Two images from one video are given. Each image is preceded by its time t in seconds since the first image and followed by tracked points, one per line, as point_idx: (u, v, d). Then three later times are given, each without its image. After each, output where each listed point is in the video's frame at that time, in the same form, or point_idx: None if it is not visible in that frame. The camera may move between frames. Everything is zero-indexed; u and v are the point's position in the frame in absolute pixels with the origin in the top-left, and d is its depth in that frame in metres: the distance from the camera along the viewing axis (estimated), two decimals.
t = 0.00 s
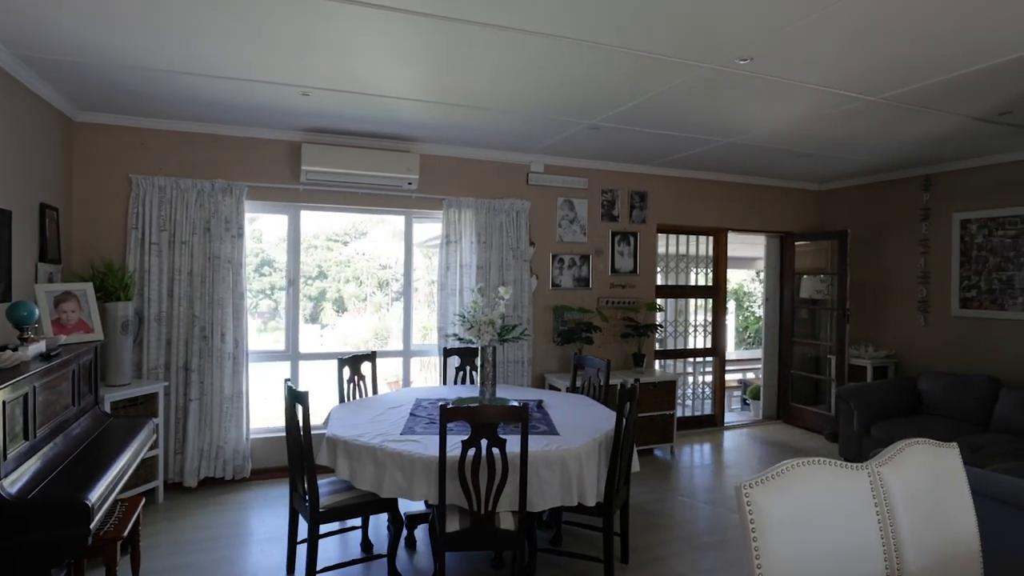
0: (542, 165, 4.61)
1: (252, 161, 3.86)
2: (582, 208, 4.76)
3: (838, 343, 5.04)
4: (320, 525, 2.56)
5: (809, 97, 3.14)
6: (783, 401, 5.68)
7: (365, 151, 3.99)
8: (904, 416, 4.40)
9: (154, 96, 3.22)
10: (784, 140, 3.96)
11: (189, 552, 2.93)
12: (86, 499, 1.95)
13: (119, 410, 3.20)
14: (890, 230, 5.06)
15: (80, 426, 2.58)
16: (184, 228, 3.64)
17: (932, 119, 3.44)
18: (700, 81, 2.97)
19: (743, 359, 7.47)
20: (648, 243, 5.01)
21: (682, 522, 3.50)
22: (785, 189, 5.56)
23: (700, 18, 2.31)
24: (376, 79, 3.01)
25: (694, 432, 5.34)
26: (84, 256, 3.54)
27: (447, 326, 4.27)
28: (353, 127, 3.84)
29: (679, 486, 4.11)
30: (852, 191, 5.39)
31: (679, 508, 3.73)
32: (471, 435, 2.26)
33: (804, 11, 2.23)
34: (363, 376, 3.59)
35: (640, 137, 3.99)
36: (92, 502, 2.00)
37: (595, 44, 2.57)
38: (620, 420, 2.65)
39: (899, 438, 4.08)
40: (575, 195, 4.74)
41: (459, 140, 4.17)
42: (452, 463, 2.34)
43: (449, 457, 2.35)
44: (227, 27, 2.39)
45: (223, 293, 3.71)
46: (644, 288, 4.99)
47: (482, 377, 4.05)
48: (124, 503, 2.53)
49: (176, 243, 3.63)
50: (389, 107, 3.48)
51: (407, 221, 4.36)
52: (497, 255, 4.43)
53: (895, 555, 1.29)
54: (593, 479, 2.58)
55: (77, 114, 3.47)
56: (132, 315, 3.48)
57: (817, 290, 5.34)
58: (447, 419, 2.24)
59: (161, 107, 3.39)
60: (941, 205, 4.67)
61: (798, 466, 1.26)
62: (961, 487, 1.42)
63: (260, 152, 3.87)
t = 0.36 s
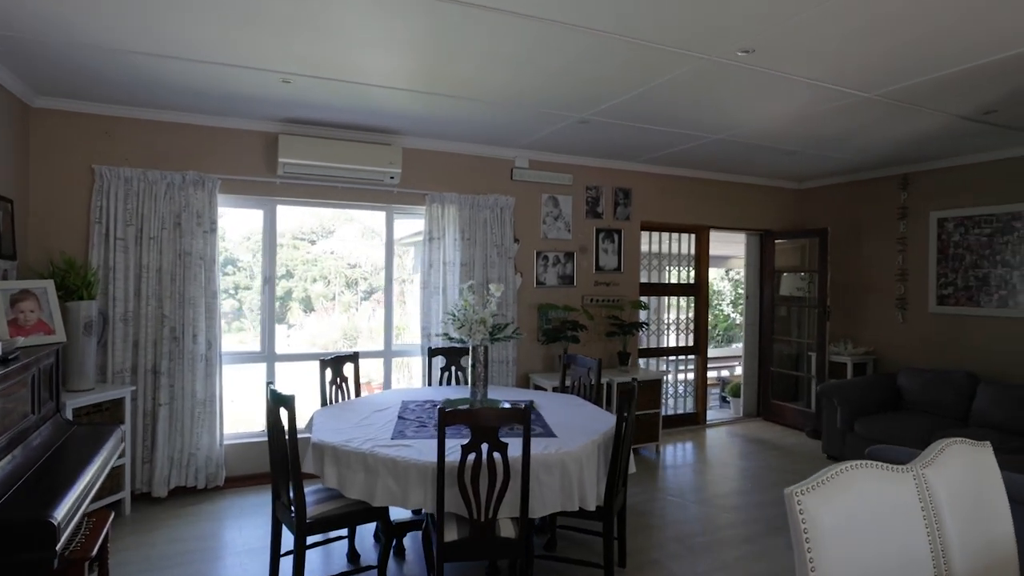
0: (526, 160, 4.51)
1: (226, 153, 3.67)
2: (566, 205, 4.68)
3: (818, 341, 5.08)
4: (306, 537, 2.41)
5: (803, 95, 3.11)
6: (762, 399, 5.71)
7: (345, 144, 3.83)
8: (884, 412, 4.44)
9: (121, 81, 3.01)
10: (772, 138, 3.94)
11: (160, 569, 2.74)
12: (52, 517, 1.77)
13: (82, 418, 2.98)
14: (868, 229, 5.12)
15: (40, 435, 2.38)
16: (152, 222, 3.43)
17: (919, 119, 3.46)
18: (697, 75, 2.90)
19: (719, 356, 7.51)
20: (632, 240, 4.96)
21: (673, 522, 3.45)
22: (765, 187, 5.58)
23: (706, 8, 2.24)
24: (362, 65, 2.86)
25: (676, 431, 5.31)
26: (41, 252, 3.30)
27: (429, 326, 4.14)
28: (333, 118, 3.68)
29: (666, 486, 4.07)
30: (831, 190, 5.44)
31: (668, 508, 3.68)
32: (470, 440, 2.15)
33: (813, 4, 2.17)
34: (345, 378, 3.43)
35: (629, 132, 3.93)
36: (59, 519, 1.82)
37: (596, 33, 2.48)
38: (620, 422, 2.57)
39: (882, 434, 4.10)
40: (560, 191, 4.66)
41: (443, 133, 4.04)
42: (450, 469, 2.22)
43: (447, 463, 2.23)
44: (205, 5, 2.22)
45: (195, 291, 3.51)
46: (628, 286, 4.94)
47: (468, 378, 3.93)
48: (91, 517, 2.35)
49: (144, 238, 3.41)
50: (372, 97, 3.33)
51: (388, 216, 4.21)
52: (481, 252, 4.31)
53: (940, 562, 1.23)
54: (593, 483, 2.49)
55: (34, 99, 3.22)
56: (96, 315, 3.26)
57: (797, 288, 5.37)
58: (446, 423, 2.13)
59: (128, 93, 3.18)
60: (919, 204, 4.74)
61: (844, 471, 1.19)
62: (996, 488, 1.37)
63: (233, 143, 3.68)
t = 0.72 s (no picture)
0: (507, 158, 4.40)
1: (192, 145, 3.44)
2: (547, 204, 4.58)
3: (794, 340, 5.12)
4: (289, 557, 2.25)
5: (793, 95, 3.09)
6: (738, 398, 5.74)
7: (321, 137, 3.65)
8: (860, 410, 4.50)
9: (77, 65, 2.77)
10: (755, 138, 3.93)
11: None
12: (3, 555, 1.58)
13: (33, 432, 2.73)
14: (841, 229, 5.19)
15: None
16: (111, 219, 3.19)
17: (900, 122, 3.49)
18: (691, 73, 2.84)
19: (692, 355, 7.55)
20: (612, 240, 4.91)
21: (662, 527, 3.40)
22: (741, 188, 5.61)
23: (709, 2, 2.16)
24: (342, 54, 2.69)
25: (655, 431, 5.29)
26: None
27: (408, 329, 3.99)
28: (308, 111, 3.50)
29: (651, 490, 4.02)
30: (805, 191, 5.50)
31: (655, 512, 3.62)
32: (470, 451, 2.03)
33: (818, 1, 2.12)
34: (323, 385, 3.26)
35: (613, 130, 3.86)
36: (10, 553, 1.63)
37: (594, 25, 2.38)
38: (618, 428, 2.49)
39: (860, 433, 4.14)
40: (540, 189, 4.56)
41: (423, 128, 3.89)
42: (447, 482, 2.09)
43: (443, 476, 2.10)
44: None
45: (158, 294, 3.29)
46: (609, 287, 4.88)
47: (450, 383, 3.80)
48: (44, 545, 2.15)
49: (101, 236, 3.17)
50: (350, 89, 3.16)
51: (364, 214, 4.04)
52: (462, 251, 4.18)
53: None
54: (592, 492, 2.39)
55: None
56: (48, 320, 3.00)
57: (772, 288, 5.41)
58: (444, 434, 2.00)
59: (84, 79, 2.93)
60: (891, 206, 4.81)
61: (898, 486, 1.12)
62: None
63: (200, 135, 3.46)
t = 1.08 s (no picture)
0: (487, 154, 4.30)
1: (159, 136, 3.23)
2: (527, 201, 4.51)
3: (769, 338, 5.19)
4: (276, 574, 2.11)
5: (782, 94, 3.09)
6: (713, 396, 5.78)
7: (297, 129, 3.47)
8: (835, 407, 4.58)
9: (34, 46, 2.55)
10: (737, 137, 3.94)
11: None
12: None
13: None
14: (813, 229, 5.29)
15: None
16: (69, 213, 2.95)
17: (879, 123, 3.55)
18: (685, 69, 2.81)
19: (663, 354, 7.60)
20: (591, 238, 4.87)
21: (651, 528, 3.37)
22: (715, 188, 5.66)
23: None
24: (327, 39, 2.55)
25: (633, 431, 5.28)
26: None
27: (388, 329, 3.85)
28: (284, 101, 3.33)
29: (635, 490, 3.99)
30: (777, 191, 5.58)
31: (642, 513, 3.59)
32: (475, 458, 1.93)
33: None
34: (302, 389, 3.09)
35: (598, 127, 3.81)
36: None
37: (597, 16, 2.31)
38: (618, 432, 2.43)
39: (837, 429, 4.20)
40: (521, 187, 4.48)
41: (404, 122, 3.77)
42: (450, 490, 1.99)
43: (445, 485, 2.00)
44: None
45: (122, 294, 3.07)
46: (588, 286, 4.85)
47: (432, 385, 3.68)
48: None
49: (58, 232, 2.93)
50: (331, 78, 3.01)
51: (340, 210, 3.89)
52: (442, 249, 4.06)
53: None
54: (594, 498, 2.33)
55: None
56: None
57: (746, 287, 5.47)
58: (448, 439, 1.91)
59: (41, 61, 2.71)
60: (861, 206, 4.92)
61: (956, 489, 1.09)
62: None
63: (166, 125, 3.25)
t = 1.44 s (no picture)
0: (474, 150, 4.23)
1: (135, 126, 3.06)
2: (513, 199, 4.45)
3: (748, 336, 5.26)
4: None
5: (776, 94, 3.12)
6: (692, 394, 5.84)
7: (280, 121, 3.34)
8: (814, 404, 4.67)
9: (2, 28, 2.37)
10: (724, 137, 3.98)
11: None
12: None
13: None
14: (790, 229, 5.39)
15: None
16: (37, 208, 2.76)
17: (863, 125, 3.63)
18: (685, 68, 2.80)
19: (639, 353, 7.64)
20: (575, 237, 4.85)
21: (645, 527, 3.36)
22: (694, 187, 5.71)
23: None
24: (323, 29, 2.45)
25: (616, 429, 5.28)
26: None
27: (373, 330, 3.74)
28: (269, 93, 3.19)
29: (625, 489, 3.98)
30: (755, 191, 5.67)
31: (635, 512, 3.58)
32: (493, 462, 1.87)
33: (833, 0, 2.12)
34: (291, 392, 2.96)
35: (588, 124, 3.78)
36: None
37: (608, 12, 2.27)
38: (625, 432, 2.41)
39: (819, 425, 4.29)
40: (506, 184, 4.43)
41: (391, 117, 3.67)
42: (466, 496, 1.92)
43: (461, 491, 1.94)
44: None
45: (95, 294, 2.89)
46: (573, 285, 4.82)
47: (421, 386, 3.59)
48: None
49: (26, 227, 2.74)
50: (323, 69, 2.91)
51: (324, 206, 3.76)
52: (429, 248, 3.97)
53: None
54: (603, 500, 2.29)
55: None
56: None
57: (726, 286, 5.54)
58: (466, 444, 1.84)
59: (10, 44, 2.52)
60: (837, 206, 5.04)
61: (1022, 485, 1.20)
62: None
63: (143, 115, 3.07)
